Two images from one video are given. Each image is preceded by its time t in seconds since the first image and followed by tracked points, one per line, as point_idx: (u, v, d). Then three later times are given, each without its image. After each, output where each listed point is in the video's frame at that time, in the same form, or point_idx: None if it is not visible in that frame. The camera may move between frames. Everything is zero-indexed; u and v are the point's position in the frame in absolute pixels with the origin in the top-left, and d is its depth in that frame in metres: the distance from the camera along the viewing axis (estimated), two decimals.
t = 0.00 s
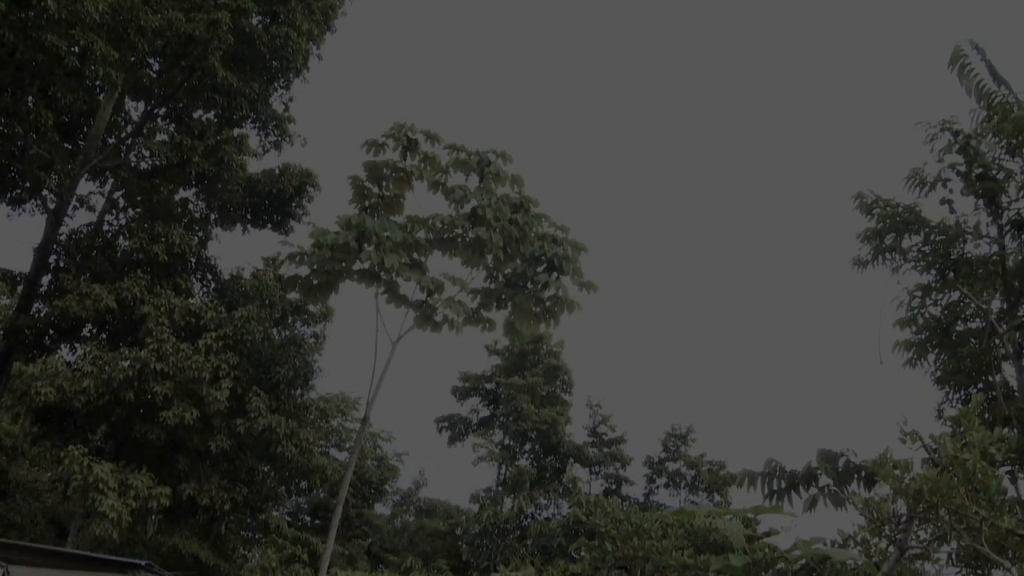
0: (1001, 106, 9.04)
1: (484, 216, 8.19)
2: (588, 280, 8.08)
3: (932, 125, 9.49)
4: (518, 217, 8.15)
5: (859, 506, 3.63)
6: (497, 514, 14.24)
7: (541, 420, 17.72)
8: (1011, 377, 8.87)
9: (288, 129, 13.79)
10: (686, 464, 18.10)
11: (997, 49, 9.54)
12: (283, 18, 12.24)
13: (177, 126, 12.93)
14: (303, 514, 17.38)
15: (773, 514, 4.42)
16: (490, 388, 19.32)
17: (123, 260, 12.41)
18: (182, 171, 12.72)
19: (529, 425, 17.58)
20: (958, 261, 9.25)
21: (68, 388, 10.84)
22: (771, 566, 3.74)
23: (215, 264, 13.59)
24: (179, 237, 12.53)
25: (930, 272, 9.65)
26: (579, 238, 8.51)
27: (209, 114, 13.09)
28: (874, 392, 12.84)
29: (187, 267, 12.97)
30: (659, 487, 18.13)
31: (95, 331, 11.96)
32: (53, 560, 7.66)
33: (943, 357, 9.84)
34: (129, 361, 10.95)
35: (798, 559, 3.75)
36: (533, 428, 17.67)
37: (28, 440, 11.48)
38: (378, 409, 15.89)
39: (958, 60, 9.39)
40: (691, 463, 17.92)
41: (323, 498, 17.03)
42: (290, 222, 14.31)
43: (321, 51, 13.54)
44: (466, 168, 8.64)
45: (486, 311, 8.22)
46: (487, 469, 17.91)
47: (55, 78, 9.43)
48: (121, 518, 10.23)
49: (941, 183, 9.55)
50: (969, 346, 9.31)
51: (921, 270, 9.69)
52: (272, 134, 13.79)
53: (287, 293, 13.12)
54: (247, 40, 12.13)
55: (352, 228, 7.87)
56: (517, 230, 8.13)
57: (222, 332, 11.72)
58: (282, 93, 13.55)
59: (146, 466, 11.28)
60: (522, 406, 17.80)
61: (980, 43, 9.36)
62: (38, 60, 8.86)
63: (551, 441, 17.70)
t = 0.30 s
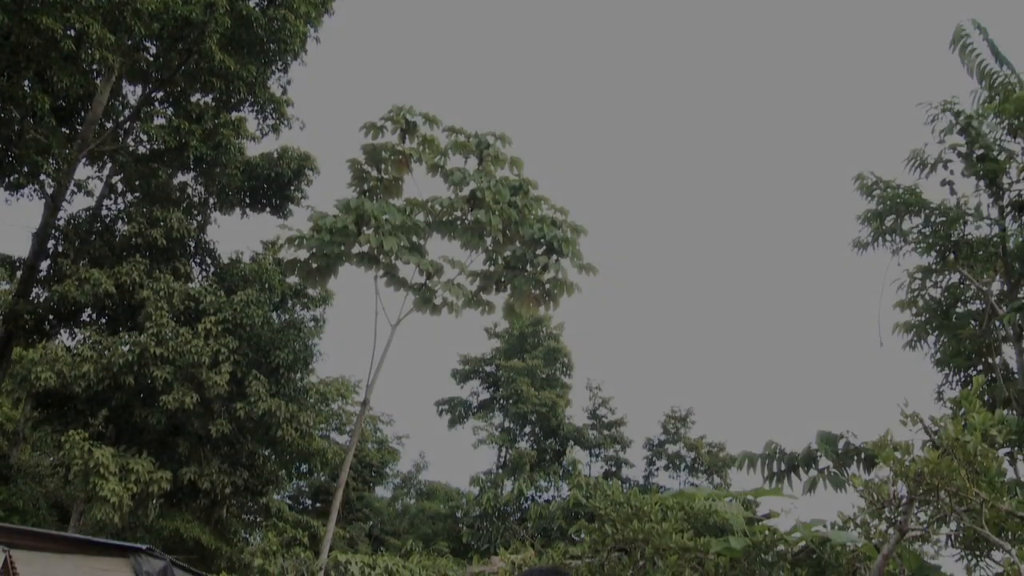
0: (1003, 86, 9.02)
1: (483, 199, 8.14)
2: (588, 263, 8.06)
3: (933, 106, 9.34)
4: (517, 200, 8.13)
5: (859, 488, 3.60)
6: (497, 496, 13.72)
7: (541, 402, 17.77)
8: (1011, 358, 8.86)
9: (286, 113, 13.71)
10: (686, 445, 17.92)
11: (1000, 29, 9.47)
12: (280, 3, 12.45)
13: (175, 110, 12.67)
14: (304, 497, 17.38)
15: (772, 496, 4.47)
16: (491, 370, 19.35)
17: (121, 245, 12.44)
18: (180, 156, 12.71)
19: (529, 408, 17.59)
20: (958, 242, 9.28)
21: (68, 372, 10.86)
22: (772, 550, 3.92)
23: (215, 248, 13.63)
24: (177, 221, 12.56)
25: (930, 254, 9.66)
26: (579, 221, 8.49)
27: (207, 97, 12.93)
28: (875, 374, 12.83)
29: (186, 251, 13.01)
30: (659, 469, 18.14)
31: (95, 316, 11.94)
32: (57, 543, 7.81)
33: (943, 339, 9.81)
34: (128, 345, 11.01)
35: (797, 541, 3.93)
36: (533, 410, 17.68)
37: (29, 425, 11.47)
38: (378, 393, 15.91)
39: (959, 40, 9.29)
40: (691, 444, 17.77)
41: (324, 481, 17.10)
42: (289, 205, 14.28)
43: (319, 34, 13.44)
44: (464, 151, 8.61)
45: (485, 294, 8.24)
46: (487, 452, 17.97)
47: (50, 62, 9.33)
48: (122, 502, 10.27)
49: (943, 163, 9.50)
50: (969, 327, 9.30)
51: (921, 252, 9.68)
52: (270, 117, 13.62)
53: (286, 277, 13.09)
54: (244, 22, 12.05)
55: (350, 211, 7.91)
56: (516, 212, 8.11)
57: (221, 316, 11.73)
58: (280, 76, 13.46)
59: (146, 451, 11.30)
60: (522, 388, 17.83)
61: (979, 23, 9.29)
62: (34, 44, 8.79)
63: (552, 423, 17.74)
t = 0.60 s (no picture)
0: (1005, 62, 8.86)
1: (481, 177, 8.08)
2: (587, 242, 8.01)
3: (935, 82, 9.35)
4: (515, 178, 8.08)
5: (859, 467, 3.56)
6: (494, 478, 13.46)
7: (541, 381, 17.80)
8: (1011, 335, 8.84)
9: (284, 92, 13.56)
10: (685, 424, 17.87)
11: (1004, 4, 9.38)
12: None
13: (173, 89, 12.62)
14: (304, 476, 17.44)
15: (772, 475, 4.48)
16: (490, 349, 19.32)
17: (119, 226, 12.38)
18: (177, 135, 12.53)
19: (529, 387, 17.62)
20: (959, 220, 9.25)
21: (67, 354, 10.88)
22: (772, 528, 3.87)
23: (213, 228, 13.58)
24: (175, 201, 12.49)
25: (930, 231, 9.59)
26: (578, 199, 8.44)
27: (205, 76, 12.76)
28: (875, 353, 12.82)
29: (184, 231, 12.93)
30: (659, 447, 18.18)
31: (93, 297, 11.91)
32: (36, 522, 7.89)
33: (943, 317, 9.78)
34: (127, 326, 11.00)
35: (797, 520, 3.94)
36: (533, 389, 17.71)
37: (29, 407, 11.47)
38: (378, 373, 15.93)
39: (962, 16, 9.15)
40: (690, 423, 17.72)
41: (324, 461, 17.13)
42: (286, 184, 14.17)
43: (316, 12, 13.29)
44: (462, 129, 8.52)
45: (484, 273, 8.18)
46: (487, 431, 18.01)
47: (43, 41, 9.23)
48: (123, 483, 10.29)
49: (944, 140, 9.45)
50: (970, 305, 9.27)
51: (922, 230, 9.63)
52: (267, 97, 13.40)
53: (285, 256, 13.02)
54: None
55: (348, 190, 7.78)
56: (515, 190, 8.06)
57: (220, 296, 11.69)
58: (276, 55, 13.18)
59: (146, 432, 11.30)
60: (522, 367, 17.85)
61: None
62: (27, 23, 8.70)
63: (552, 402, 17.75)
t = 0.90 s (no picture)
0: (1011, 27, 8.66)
1: (479, 148, 7.97)
2: (586, 212, 7.93)
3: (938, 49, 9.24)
4: (513, 148, 7.98)
5: (861, 437, 3.53)
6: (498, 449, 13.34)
7: (541, 352, 17.82)
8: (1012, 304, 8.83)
9: (279, 63, 13.38)
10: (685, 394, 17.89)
11: None
12: None
13: (166, 61, 12.22)
14: (305, 449, 17.52)
15: (772, 445, 4.44)
16: (490, 321, 19.29)
17: (115, 201, 12.31)
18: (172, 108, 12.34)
19: (529, 358, 17.64)
20: (960, 189, 9.16)
21: (65, 330, 10.86)
22: (772, 499, 3.88)
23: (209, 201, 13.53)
24: (171, 175, 12.38)
25: (931, 200, 9.50)
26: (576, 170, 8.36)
27: (200, 48, 12.48)
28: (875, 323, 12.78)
29: (182, 205, 12.88)
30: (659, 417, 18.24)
31: (91, 272, 11.83)
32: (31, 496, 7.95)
33: (943, 287, 9.75)
34: (125, 300, 11.00)
35: (797, 492, 3.91)
36: (533, 360, 17.74)
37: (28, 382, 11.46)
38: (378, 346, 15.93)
39: None
40: (690, 393, 17.76)
41: (324, 433, 17.18)
42: (284, 156, 13.99)
43: None
44: (460, 100, 8.40)
45: (483, 244, 8.13)
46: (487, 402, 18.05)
47: (34, 12, 9.06)
48: (124, 457, 10.34)
49: (946, 108, 9.34)
50: (970, 275, 9.25)
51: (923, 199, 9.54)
52: (263, 68, 13.30)
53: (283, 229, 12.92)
54: None
55: (345, 162, 7.70)
56: (513, 161, 7.97)
57: (217, 270, 11.61)
58: (271, 25, 13.05)
59: (146, 406, 11.31)
60: (522, 338, 17.85)
61: None
62: None
63: (552, 373, 17.79)
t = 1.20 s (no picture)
0: None
1: (477, 113, 7.85)
2: (585, 177, 7.83)
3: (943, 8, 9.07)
4: (511, 114, 7.86)
5: (863, 403, 3.49)
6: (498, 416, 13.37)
7: (541, 318, 17.80)
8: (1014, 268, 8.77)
9: (275, 29, 13.12)
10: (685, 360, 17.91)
11: None
12: None
13: (160, 29, 12.26)
14: (307, 418, 17.57)
15: (773, 411, 4.40)
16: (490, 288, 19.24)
17: (111, 170, 12.05)
18: (166, 76, 12.26)
19: (529, 324, 17.63)
20: (964, 151, 9.03)
21: (63, 301, 10.83)
22: (773, 465, 3.84)
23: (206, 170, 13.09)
24: (167, 143, 12.13)
25: (934, 163, 9.39)
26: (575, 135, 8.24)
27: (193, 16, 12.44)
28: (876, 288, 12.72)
29: (178, 173, 12.51)
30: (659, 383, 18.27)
31: (88, 243, 11.69)
32: (33, 466, 8.08)
33: (945, 251, 9.67)
34: (123, 271, 10.95)
35: (798, 457, 3.86)
36: (533, 326, 17.73)
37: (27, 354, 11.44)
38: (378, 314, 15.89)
39: None
40: (690, 358, 17.76)
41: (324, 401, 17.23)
42: (280, 124, 13.71)
43: None
44: (457, 65, 8.25)
45: (482, 211, 8.06)
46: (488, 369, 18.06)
47: None
48: (124, 427, 10.39)
49: (950, 69, 9.19)
50: (973, 239, 9.18)
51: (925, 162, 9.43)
52: (257, 35, 13.07)
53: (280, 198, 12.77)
54: None
55: (342, 129, 7.59)
56: (511, 127, 7.85)
57: (215, 239, 11.53)
58: None
59: (146, 376, 11.30)
60: (522, 305, 17.82)
61: None
62: None
63: (552, 339, 17.78)
